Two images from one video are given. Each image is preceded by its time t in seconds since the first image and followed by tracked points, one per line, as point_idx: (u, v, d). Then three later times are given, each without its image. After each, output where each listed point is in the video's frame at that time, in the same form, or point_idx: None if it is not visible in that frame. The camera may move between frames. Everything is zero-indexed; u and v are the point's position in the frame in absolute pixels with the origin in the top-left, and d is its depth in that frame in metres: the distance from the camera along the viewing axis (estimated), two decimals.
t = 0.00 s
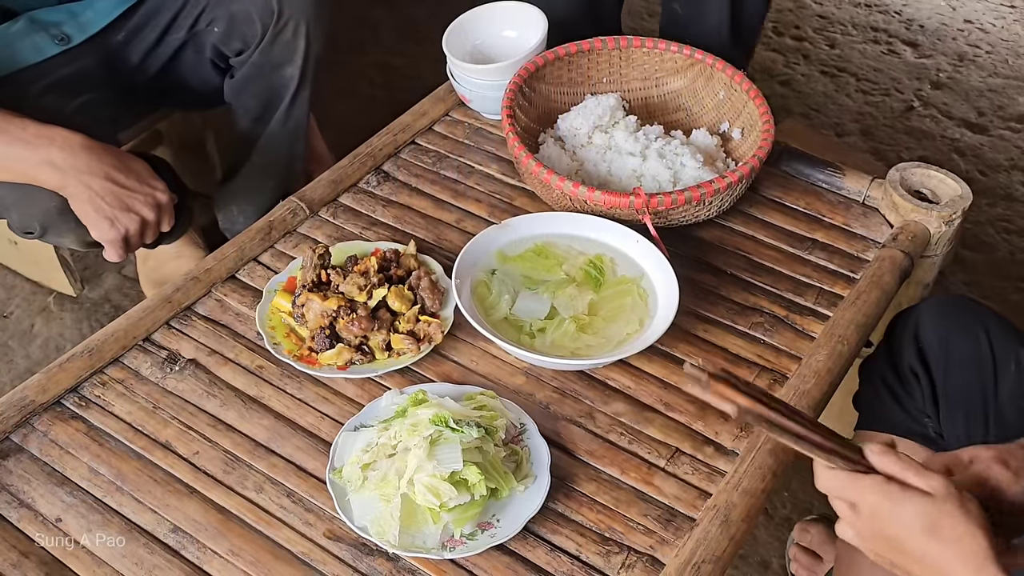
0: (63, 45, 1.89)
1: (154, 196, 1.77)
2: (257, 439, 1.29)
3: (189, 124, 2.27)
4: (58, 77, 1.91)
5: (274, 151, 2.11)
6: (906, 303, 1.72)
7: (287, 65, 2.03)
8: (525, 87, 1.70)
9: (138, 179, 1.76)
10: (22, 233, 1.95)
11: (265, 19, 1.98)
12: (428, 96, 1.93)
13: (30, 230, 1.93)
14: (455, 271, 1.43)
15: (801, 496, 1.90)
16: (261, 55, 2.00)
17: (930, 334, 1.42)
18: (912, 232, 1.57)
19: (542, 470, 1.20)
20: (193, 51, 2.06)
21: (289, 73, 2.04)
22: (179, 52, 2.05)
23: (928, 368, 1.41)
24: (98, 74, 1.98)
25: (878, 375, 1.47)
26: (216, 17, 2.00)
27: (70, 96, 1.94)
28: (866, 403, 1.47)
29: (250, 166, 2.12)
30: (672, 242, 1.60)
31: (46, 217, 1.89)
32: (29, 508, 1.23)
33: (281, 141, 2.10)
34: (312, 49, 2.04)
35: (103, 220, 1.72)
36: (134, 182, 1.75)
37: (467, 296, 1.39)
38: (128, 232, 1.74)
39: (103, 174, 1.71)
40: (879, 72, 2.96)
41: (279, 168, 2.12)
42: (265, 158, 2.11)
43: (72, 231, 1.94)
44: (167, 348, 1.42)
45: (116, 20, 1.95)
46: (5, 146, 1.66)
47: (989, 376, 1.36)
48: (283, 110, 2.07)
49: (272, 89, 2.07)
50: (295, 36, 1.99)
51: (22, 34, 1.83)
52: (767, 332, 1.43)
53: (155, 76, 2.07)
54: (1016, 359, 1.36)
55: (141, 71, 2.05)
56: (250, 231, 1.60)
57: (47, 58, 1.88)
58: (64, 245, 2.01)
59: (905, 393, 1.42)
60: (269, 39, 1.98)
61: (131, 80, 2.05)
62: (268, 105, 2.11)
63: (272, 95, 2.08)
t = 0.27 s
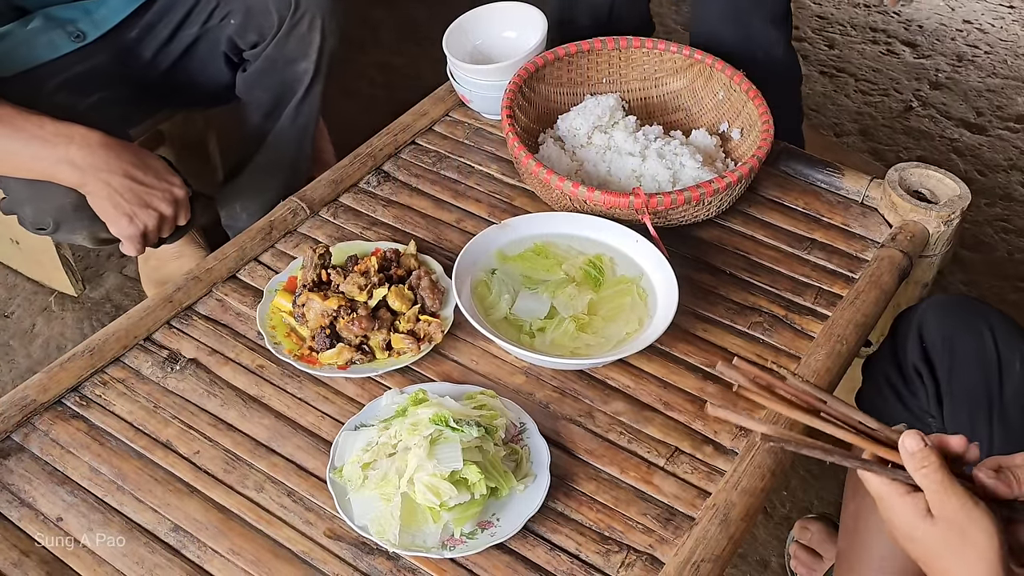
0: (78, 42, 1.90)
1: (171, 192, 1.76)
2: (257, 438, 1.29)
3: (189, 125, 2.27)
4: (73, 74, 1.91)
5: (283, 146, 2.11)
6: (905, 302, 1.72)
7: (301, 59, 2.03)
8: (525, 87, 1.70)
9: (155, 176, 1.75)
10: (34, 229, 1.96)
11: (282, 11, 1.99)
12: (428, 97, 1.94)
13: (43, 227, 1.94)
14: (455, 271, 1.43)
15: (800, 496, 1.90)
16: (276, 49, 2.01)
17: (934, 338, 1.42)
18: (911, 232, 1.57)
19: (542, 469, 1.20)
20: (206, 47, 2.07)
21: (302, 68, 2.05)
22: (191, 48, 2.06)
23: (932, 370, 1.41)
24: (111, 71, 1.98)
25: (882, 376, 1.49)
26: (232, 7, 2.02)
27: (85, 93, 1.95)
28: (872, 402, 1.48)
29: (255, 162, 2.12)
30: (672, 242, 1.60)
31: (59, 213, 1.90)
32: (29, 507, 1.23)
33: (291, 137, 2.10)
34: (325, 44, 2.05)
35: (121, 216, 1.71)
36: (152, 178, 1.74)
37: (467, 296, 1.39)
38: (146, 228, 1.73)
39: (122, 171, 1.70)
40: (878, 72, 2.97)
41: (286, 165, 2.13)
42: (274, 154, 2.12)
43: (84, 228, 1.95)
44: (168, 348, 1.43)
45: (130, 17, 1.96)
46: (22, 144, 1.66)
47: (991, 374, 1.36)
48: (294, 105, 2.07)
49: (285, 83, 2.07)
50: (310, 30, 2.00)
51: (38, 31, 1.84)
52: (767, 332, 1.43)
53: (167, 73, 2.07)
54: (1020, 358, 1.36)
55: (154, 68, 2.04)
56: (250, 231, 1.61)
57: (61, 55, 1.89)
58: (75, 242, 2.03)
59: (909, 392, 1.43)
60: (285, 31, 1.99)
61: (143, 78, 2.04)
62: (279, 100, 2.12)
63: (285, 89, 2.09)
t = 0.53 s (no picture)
0: (91, 39, 1.90)
1: (188, 188, 1.77)
2: (257, 438, 1.29)
3: (188, 124, 2.28)
4: (86, 71, 1.91)
5: (295, 137, 2.07)
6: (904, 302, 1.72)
7: (318, 47, 2.01)
8: (525, 87, 1.70)
9: (172, 173, 1.75)
10: (48, 227, 1.96)
11: None
12: (428, 97, 1.94)
13: (57, 224, 1.94)
14: (455, 271, 1.43)
15: (800, 496, 1.90)
16: (296, 35, 1.99)
17: (931, 337, 1.41)
18: (911, 232, 1.56)
19: (542, 468, 1.20)
20: (217, 42, 2.08)
21: (320, 56, 2.03)
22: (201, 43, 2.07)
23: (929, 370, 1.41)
24: (122, 67, 1.98)
25: (879, 376, 1.47)
26: None
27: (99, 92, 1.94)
28: (867, 401, 1.48)
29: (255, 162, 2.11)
30: (672, 242, 1.60)
31: (75, 211, 1.89)
32: (29, 507, 1.23)
33: (304, 127, 2.07)
34: (344, 31, 2.03)
35: (141, 214, 1.72)
36: (170, 175, 1.74)
37: (467, 296, 1.39)
38: (164, 225, 1.75)
39: (140, 170, 1.70)
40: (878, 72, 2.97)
41: (295, 158, 2.09)
42: (286, 144, 2.08)
43: (98, 225, 1.95)
44: (168, 348, 1.43)
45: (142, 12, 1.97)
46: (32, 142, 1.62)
47: (988, 379, 1.36)
48: (309, 94, 2.05)
49: (303, 71, 2.05)
50: (329, 17, 1.99)
51: (51, 30, 1.83)
52: (767, 332, 1.43)
53: (176, 68, 2.08)
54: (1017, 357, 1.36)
55: (163, 63, 2.06)
56: (250, 231, 1.61)
57: (75, 52, 1.88)
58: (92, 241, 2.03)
59: (906, 393, 1.42)
60: (304, 19, 1.97)
61: (152, 73, 2.06)
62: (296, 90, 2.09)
63: (303, 78, 2.07)
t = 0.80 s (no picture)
0: (91, 38, 1.90)
1: (176, 191, 1.77)
2: (257, 438, 1.29)
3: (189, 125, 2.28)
4: (86, 70, 1.91)
5: (296, 139, 2.08)
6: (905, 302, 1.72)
7: (321, 48, 2.01)
8: (525, 87, 1.70)
9: (162, 174, 1.75)
10: (37, 227, 1.96)
11: None
12: (428, 97, 1.94)
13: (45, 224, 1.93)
14: (455, 271, 1.43)
15: (801, 496, 1.90)
16: (300, 36, 1.99)
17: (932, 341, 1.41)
18: (911, 232, 1.56)
19: (542, 469, 1.20)
20: (219, 44, 2.08)
21: (323, 57, 2.02)
22: (203, 45, 2.06)
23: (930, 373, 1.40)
24: (123, 67, 1.98)
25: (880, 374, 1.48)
26: None
27: (98, 92, 1.94)
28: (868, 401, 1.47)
29: (256, 161, 2.11)
30: (672, 242, 1.60)
31: (63, 210, 1.89)
32: (30, 506, 1.23)
33: (306, 127, 2.06)
34: (347, 32, 2.03)
35: (128, 215, 1.72)
36: (158, 177, 1.75)
37: (467, 296, 1.39)
38: (152, 226, 1.76)
39: (129, 170, 1.69)
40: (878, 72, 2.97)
41: (298, 157, 2.09)
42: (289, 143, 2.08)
43: (87, 224, 1.95)
44: (168, 347, 1.43)
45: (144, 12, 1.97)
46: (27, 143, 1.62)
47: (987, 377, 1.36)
48: (313, 94, 2.03)
49: (306, 71, 2.05)
50: (333, 18, 1.99)
51: (53, 28, 1.83)
52: (767, 331, 1.43)
53: (178, 69, 2.07)
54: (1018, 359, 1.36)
55: (164, 64, 2.05)
56: (250, 231, 1.61)
57: (76, 50, 1.88)
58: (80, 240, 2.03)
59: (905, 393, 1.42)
60: (308, 19, 1.97)
61: (154, 74, 2.05)
62: (299, 90, 2.10)
63: (306, 78, 2.07)
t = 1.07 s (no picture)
0: (87, 39, 1.89)
1: (170, 192, 1.77)
2: (257, 437, 1.29)
3: (190, 123, 2.30)
4: (80, 71, 1.91)
5: (294, 140, 2.07)
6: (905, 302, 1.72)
7: (320, 49, 2.00)
8: (525, 87, 1.70)
9: (155, 176, 1.74)
10: (30, 228, 1.96)
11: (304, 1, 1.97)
12: (428, 97, 1.94)
13: (39, 226, 1.94)
14: (455, 271, 1.43)
15: (800, 496, 1.90)
16: (298, 37, 1.98)
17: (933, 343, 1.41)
18: (911, 232, 1.56)
19: (542, 468, 1.20)
20: (217, 44, 2.07)
21: (322, 58, 2.01)
22: (200, 46, 2.06)
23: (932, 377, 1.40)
24: (120, 67, 1.98)
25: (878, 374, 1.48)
26: None
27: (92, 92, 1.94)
28: (866, 400, 1.48)
29: (256, 161, 2.11)
30: (672, 242, 1.60)
31: (57, 211, 1.89)
32: (30, 506, 1.23)
33: (305, 127, 2.06)
34: (347, 33, 2.01)
35: (121, 217, 1.73)
36: (150, 179, 1.74)
37: (467, 296, 1.40)
38: (145, 228, 1.76)
39: (122, 172, 1.69)
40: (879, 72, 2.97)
41: (298, 157, 2.09)
42: (288, 143, 2.07)
43: (80, 226, 1.95)
44: (168, 347, 1.43)
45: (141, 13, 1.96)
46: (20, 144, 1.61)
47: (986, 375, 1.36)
48: (312, 93, 2.03)
49: (305, 72, 2.05)
50: (331, 19, 1.97)
51: (49, 28, 1.82)
52: (767, 331, 1.43)
53: (176, 70, 2.07)
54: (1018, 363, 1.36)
55: (161, 65, 2.05)
56: (250, 231, 1.61)
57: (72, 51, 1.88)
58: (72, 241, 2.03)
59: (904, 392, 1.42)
60: (306, 20, 1.96)
61: (150, 74, 2.05)
62: (298, 90, 2.09)
63: (305, 79, 2.06)
